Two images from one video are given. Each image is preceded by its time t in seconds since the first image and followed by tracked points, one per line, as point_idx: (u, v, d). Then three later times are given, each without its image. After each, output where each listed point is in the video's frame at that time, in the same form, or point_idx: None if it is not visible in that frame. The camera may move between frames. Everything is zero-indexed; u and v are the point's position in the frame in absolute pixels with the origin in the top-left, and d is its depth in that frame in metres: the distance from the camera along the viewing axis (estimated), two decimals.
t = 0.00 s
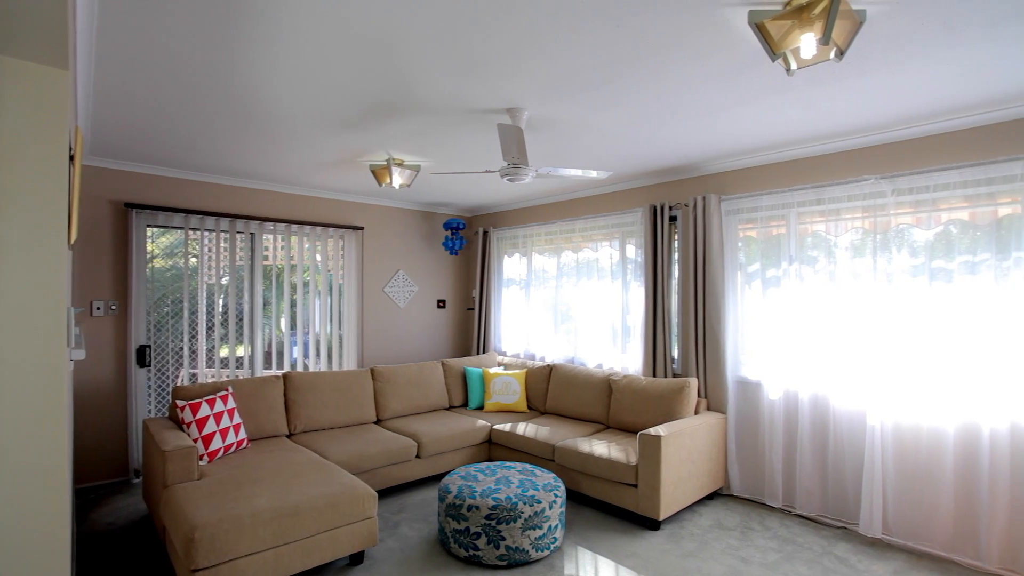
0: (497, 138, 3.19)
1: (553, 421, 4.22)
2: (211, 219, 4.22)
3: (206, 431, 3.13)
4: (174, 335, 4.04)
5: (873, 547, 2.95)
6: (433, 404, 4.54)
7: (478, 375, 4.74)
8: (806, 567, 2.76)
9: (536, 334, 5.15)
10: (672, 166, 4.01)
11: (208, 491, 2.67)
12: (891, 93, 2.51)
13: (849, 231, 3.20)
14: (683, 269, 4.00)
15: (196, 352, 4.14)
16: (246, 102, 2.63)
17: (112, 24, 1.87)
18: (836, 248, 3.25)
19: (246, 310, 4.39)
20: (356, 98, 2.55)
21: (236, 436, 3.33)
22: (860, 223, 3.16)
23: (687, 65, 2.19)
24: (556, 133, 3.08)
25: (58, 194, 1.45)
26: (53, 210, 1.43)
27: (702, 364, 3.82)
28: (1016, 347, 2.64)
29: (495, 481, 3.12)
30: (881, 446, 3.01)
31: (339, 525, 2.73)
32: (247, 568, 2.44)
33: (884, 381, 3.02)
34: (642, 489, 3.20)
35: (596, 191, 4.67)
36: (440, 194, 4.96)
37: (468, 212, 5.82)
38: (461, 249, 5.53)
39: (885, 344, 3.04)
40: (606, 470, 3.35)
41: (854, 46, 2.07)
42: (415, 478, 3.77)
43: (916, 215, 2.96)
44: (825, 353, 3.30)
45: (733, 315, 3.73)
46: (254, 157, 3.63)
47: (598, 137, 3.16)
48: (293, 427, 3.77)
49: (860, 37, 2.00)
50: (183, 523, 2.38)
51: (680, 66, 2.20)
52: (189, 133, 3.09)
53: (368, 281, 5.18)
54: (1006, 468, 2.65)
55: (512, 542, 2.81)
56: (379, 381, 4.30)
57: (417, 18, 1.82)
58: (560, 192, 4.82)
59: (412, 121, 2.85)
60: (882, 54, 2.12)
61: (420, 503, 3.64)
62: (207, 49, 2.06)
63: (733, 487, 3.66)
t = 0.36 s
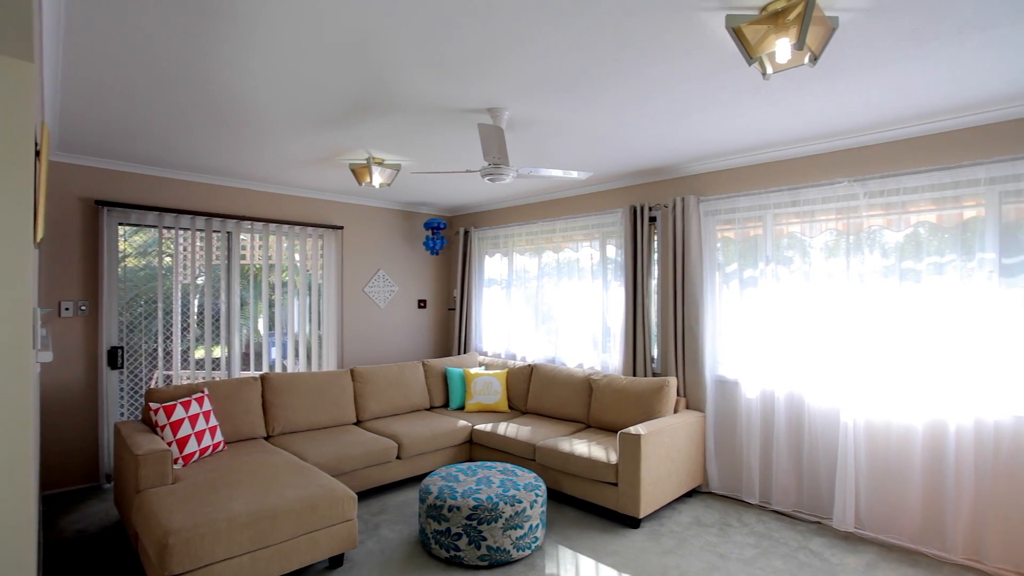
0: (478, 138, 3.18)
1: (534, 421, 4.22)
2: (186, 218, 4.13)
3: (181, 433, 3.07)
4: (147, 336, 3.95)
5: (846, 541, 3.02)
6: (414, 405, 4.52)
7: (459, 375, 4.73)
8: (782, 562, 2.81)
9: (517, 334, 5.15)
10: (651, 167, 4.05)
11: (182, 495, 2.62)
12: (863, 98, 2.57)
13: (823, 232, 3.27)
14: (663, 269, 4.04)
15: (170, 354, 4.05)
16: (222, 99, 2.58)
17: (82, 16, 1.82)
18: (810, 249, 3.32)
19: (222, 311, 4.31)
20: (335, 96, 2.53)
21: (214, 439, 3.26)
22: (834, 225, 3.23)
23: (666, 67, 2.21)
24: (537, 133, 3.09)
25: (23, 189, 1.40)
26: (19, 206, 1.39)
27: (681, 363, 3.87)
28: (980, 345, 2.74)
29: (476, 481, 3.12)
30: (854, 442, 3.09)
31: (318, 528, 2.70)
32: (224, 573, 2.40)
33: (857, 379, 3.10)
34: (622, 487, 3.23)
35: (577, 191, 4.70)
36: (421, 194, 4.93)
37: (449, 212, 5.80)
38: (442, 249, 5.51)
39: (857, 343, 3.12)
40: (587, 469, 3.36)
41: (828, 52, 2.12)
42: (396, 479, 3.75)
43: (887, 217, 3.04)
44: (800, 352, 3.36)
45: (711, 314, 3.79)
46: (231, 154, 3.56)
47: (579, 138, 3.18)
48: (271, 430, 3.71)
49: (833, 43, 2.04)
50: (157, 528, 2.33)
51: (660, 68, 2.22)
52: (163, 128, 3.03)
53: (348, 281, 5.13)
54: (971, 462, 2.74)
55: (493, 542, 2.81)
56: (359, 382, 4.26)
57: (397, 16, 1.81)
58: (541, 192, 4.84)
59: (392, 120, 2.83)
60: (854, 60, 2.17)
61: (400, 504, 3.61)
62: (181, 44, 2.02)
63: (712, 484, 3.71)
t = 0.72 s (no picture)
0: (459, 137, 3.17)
1: (516, 421, 4.23)
2: (160, 216, 4.04)
3: (156, 436, 3.00)
4: (120, 337, 3.85)
5: (822, 535, 3.09)
6: (395, 406, 4.49)
7: (441, 375, 4.71)
8: (760, 558, 2.86)
9: (498, 334, 5.16)
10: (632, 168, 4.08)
11: (156, 500, 2.56)
12: (838, 102, 2.63)
13: (800, 233, 3.33)
14: (643, 270, 4.08)
15: (145, 356, 3.95)
16: (198, 94, 2.53)
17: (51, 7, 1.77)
18: (787, 249, 3.37)
19: (199, 311, 4.23)
20: (314, 93, 2.50)
21: (190, 442, 3.19)
22: (810, 226, 3.29)
23: (647, 69, 2.24)
24: (519, 133, 3.10)
25: None
26: None
27: (661, 362, 3.91)
28: (947, 344, 2.82)
29: (458, 482, 3.11)
30: (829, 439, 3.15)
31: (297, 531, 2.66)
32: None
33: (832, 377, 3.16)
34: (603, 486, 3.25)
35: (559, 192, 4.71)
36: (402, 193, 4.90)
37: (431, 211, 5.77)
38: (423, 249, 5.48)
39: (832, 342, 3.18)
40: (569, 468, 3.38)
41: (803, 56, 2.16)
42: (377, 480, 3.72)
43: (861, 219, 3.11)
44: (776, 351, 3.42)
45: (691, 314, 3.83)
46: (207, 151, 3.50)
47: (560, 139, 3.19)
48: (249, 432, 3.65)
49: (809, 48, 2.09)
50: (130, 534, 2.28)
51: (641, 70, 2.24)
52: (137, 124, 2.95)
53: (328, 280, 5.07)
54: (940, 457, 2.82)
55: (475, 542, 2.81)
56: (339, 382, 4.22)
57: (378, 14, 1.80)
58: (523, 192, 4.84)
59: (373, 118, 2.81)
60: (828, 65, 2.22)
61: (381, 506, 3.58)
62: (156, 38, 1.98)
63: (692, 482, 3.75)
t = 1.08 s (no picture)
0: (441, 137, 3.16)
1: (497, 421, 4.23)
2: (134, 214, 3.95)
3: (129, 440, 2.92)
4: (91, 339, 3.75)
5: (798, 530, 3.15)
6: (376, 407, 4.45)
7: (422, 376, 4.68)
8: (738, 554, 2.90)
9: (480, 334, 5.15)
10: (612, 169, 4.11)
11: (129, 505, 2.50)
12: (812, 106, 2.69)
13: (776, 234, 3.39)
14: (624, 270, 4.11)
15: (118, 358, 3.86)
16: (173, 89, 2.48)
17: None
18: (765, 250, 3.43)
19: (175, 311, 4.14)
20: (293, 90, 2.46)
21: (165, 445, 3.12)
22: (786, 227, 3.35)
23: (627, 71, 2.25)
24: (500, 134, 3.10)
25: None
26: None
27: (641, 362, 3.94)
28: (917, 342, 2.90)
29: (439, 482, 3.10)
30: (804, 436, 3.22)
31: (276, 534, 2.62)
32: None
33: (807, 375, 3.23)
34: (584, 485, 3.27)
35: (540, 192, 4.73)
36: (383, 192, 4.87)
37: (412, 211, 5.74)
38: (405, 249, 5.45)
39: (808, 341, 3.25)
40: (550, 468, 3.39)
41: (779, 60, 2.20)
42: (357, 482, 3.68)
43: (835, 221, 3.18)
44: (754, 350, 3.48)
45: (671, 314, 3.87)
46: (183, 147, 3.43)
47: (542, 139, 3.20)
48: (226, 434, 3.59)
49: (785, 52, 2.13)
50: (101, 540, 2.22)
51: (622, 72, 2.26)
52: (109, 119, 2.88)
53: (307, 280, 5.01)
54: (910, 453, 2.90)
55: (456, 543, 2.80)
56: (319, 383, 4.17)
57: (358, 10, 1.78)
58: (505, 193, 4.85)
59: (353, 117, 2.78)
60: (802, 70, 2.27)
61: (362, 508, 3.55)
62: (129, 31, 1.94)
63: (672, 480, 3.80)
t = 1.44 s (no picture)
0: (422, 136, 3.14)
1: (479, 421, 4.22)
2: (106, 212, 3.85)
3: (100, 443, 2.85)
4: (60, 340, 3.64)
5: (774, 526, 3.21)
6: (357, 408, 4.41)
7: (404, 376, 4.66)
8: (717, 550, 2.94)
9: (462, 334, 5.14)
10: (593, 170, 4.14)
11: (100, 511, 2.43)
12: (789, 109, 2.74)
13: (754, 235, 3.44)
14: (605, 270, 4.14)
15: (89, 360, 3.76)
16: (145, 85, 2.42)
17: None
18: (743, 251, 3.48)
19: (149, 312, 4.06)
20: (270, 87, 2.42)
21: (139, 448, 3.05)
22: (763, 228, 3.41)
23: (608, 72, 2.27)
24: (482, 133, 3.09)
25: None
26: None
27: (622, 361, 3.98)
28: (889, 342, 2.98)
29: (420, 483, 3.08)
30: (781, 433, 3.28)
31: (254, 538, 2.58)
32: None
33: (784, 374, 3.29)
34: (566, 484, 3.28)
35: (522, 192, 4.73)
36: (364, 191, 4.83)
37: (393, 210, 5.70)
38: (386, 249, 5.41)
39: (784, 340, 3.31)
40: (532, 467, 3.39)
41: (756, 64, 2.24)
42: (338, 484, 3.64)
43: (811, 222, 3.24)
44: (732, 349, 3.53)
45: (651, 314, 3.91)
46: (157, 144, 3.35)
47: (523, 139, 3.21)
48: (202, 437, 3.52)
49: (762, 56, 2.16)
50: (71, 547, 2.16)
51: (602, 73, 2.28)
52: (79, 114, 2.80)
53: (286, 280, 4.95)
54: (882, 449, 2.97)
55: (438, 544, 2.79)
56: (298, 384, 4.12)
57: (337, 7, 1.76)
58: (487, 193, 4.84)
59: (333, 115, 2.75)
60: (778, 74, 2.31)
61: (343, 510, 3.51)
62: (100, 25, 1.89)
63: (652, 478, 3.83)
